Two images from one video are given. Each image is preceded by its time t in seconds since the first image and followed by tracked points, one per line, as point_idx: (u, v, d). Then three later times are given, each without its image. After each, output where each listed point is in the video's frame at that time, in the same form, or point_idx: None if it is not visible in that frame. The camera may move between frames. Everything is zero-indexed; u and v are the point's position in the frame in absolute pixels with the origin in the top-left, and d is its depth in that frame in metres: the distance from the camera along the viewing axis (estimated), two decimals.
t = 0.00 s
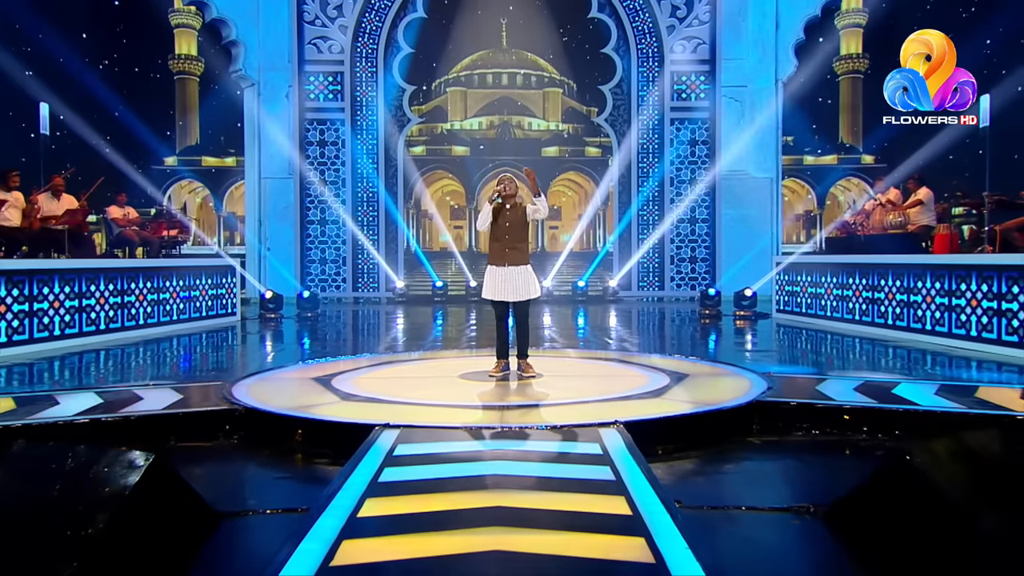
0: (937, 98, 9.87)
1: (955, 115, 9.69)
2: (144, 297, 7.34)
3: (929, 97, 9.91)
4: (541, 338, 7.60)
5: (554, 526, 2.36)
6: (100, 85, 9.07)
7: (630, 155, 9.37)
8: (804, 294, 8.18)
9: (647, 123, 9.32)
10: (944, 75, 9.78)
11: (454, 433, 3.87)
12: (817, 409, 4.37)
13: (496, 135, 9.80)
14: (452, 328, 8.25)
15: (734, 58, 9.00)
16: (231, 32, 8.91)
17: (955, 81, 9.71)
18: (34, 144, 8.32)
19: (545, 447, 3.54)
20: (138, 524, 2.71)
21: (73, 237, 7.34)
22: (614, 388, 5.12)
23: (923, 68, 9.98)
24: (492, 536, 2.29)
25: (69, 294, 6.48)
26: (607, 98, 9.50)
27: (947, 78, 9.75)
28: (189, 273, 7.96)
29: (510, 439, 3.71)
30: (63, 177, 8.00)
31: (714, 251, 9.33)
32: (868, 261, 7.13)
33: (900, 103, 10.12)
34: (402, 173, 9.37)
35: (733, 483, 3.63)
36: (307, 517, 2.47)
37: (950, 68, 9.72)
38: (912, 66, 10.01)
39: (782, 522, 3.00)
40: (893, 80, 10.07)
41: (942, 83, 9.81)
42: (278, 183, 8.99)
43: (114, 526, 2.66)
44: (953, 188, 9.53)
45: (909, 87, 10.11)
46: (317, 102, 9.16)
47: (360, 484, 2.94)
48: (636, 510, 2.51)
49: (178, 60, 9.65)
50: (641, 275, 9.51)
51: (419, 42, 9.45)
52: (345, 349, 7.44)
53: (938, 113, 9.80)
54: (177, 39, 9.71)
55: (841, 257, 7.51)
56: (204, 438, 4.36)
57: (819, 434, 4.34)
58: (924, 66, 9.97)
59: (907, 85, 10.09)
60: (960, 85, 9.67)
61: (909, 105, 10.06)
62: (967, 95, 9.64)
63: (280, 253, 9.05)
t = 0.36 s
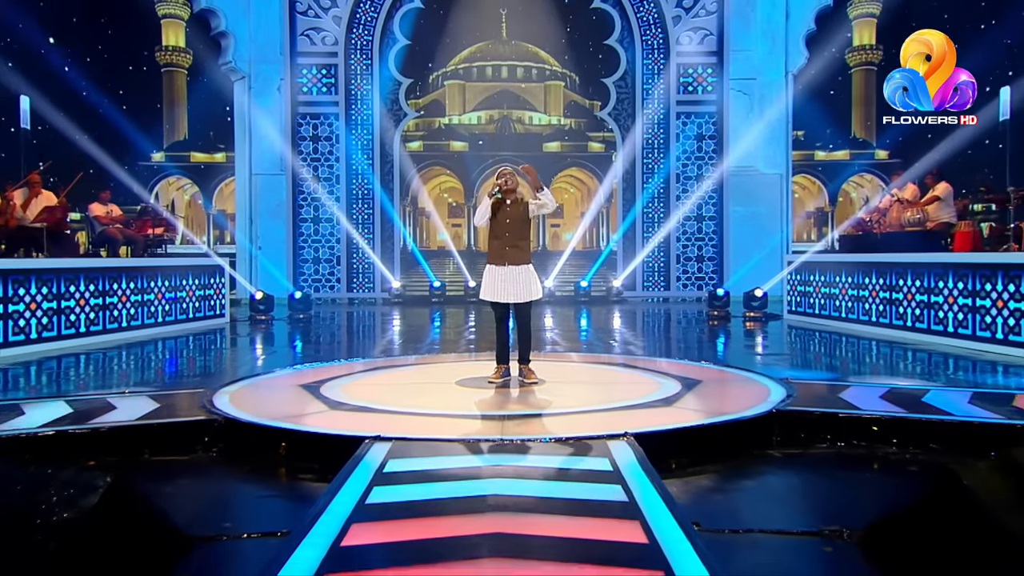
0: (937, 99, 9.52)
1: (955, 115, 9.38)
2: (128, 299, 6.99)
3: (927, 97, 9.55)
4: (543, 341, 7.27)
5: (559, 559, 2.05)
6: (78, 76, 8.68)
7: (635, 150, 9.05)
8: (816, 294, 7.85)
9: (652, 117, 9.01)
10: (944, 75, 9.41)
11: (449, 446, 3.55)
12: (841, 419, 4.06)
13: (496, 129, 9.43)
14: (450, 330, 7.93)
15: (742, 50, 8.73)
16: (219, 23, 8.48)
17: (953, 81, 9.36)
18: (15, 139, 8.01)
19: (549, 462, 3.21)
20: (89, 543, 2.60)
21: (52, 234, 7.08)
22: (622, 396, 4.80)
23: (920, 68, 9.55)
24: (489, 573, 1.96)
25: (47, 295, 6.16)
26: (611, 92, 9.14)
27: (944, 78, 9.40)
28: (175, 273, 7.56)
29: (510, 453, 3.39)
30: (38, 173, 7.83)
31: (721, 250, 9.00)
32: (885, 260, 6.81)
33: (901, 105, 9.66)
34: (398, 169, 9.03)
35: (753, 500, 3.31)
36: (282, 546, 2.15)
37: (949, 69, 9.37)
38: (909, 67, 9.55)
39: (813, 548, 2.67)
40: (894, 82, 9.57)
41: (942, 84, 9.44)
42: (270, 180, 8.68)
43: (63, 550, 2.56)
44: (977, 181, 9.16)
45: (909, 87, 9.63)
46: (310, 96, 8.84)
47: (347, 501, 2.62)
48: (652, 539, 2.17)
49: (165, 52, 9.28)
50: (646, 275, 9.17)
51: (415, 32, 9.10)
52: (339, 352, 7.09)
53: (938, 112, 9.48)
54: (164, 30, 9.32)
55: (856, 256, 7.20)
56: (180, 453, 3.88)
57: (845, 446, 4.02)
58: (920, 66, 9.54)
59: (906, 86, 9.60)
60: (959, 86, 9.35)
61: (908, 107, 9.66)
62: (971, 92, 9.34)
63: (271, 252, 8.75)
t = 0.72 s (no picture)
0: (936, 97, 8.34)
1: (952, 113, 8.20)
2: (109, 301, 6.64)
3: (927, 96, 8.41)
4: (545, 345, 6.93)
5: None
6: (53, 63, 8.22)
7: (640, 146, 8.73)
8: (830, 295, 7.50)
9: (657, 111, 8.68)
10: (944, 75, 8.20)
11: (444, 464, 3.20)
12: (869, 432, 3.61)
13: (496, 124, 8.95)
14: (448, 334, 7.60)
15: (751, 41, 8.48)
16: (207, 12, 8.12)
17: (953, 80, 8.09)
18: None
19: (557, 480, 2.86)
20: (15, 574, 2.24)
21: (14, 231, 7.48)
22: (631, 407, 4.48)
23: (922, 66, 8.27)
24: None
25: (22, 297, 5.82)
26: (615, 86, 8.82)
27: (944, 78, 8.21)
28: (160, 274, 7.19)
29: (515, 471, 3.01)
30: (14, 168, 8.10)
31: (729, 249, 8.68)
32: (905, 259, 6.48)
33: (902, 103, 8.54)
34: (394, 166, 8.70)
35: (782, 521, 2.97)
36: None
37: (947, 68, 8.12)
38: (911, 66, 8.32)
39: None
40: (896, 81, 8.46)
41: (941, 84, 8.25)
42: (261, 176, 8.39)
43: None
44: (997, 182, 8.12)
45: (911, 86, 8.43)
46: (303, 90, 8.52)
47: (335, 520, 2.34)
48: None
49: (151, 44, 8.96)
50: (651, 275, 8.86)
51: (411, 22, 8.75)
52: (333, 358, 6.73)
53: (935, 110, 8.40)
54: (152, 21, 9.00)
55: (874, 256, 6.85)
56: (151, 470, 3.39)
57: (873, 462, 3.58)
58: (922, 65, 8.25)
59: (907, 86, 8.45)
60: (957, 86, 8.09)
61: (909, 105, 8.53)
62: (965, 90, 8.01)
63: (262, 252, 8.46)
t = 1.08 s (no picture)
0: (938, 97, 8.09)
1: (953, 113, 7.96)
2: (88, 304, 6.31)
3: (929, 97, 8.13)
4: (547, 350, 6.61)
5: None
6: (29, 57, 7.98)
7: (644, 143, 8.41)
8: (844, 297, 7.15)
9: (662, 107, 8.39)
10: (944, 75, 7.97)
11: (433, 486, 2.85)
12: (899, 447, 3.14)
13: (495, 120, 8.60)
14: (445, 338, 7.25)
15: (759, 33, 8.17)
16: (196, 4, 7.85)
17: (954, 80, 7.89)
18: None
19: (560, 505, 2.42)
20: None
21: None
22: (639, 419, 4.16)
23: (923, 66, 7.99)
24: None
25: None
26: (618, 80, 8.48)
27: (946, 77, 7.96)
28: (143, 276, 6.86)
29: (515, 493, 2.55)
30: None
31: (737, 250, 8.37)
32: (924, 259, 6.16)
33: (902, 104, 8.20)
34: (389, 163, 8.39)
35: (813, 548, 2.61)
36: None
37: (948, 68, 7.91)
38: (913, 64, 8.01)
39: None
40: (897, 80, 8.09)
41: (942, 83, 8.01)
42: (250, 174, 8.06)
43: None
44: None
45: (912, 83, 8.08)
46: (294, 84, 8.21)
47: (310, 555, 2.00)
48: None
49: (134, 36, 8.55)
50: (656, 277, 8.53)
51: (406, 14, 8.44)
52: (325, 365, 6.37)
53: (936, 110, 8.14)
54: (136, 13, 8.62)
55: (895, 255, 6.50)
56: (117, 489, 2.92)
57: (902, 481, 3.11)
58: (923, 64, 7.98)
59: (908, 85, 8.09)
60: (958, 85, 7.89)
61: (909, 106, 8.21)
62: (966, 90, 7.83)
63: (252, 253, 8.14)
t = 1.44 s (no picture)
0: (938, 98, 7.80)
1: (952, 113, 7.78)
2: (64, 307, 5.98)
3: (928, 97, 7.82)
4: (547, 356, 6.29)
5: None
6: None
7: (648, 139, 8.09)
8: (859, 300, 6.82)
9: (668, 102, 8.06)
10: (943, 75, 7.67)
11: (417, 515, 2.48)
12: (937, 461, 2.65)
13: (494, 115, 8.22)
14: (441, 343, 6.92)
15: (768, 25, 7.86)
16: None
17: (954, 80, 7.62)
18: None
19: (564, 534, 2.05)
20: None
21: None
22: (649, 435, 3.83)
23: (922, 66, 7.68)
24: None
25: None
26: (621, 73, 8.16)
27: (945, 78, 7.68)
28: (123, 277, 6.50)
29: (512, 521, 2.17)
30: None
31: (744, 250, 8.06)
32: (946, 260, 5.84)
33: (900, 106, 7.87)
34: (382, 160, 8.05)
35: None
36: None
37: (949, 68, 7.60)
38: (912, 64, 7.70)
39: None
40: (895, 81, 7.79)
41: (942, 84, 7.73)
42: (237, 171, 7.72)
43: None
44: None
45: (912, 85, 7.79)
46: (284, 78, 7.90)
47: None
48: None
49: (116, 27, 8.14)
50: (661, 278, 8.21)
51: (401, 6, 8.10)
52: (316, 372, 6.02)
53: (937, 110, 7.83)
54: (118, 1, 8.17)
55: (915, 256, 6.17)
56: (76, 514, 2.50)
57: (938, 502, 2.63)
58: (923, 64, 7.66)
59: (907, 85, 7.79)
60: (959, 86, 7.62)
61: (908, 106, 7.90)
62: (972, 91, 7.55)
63: (240, 253, 7.81)
